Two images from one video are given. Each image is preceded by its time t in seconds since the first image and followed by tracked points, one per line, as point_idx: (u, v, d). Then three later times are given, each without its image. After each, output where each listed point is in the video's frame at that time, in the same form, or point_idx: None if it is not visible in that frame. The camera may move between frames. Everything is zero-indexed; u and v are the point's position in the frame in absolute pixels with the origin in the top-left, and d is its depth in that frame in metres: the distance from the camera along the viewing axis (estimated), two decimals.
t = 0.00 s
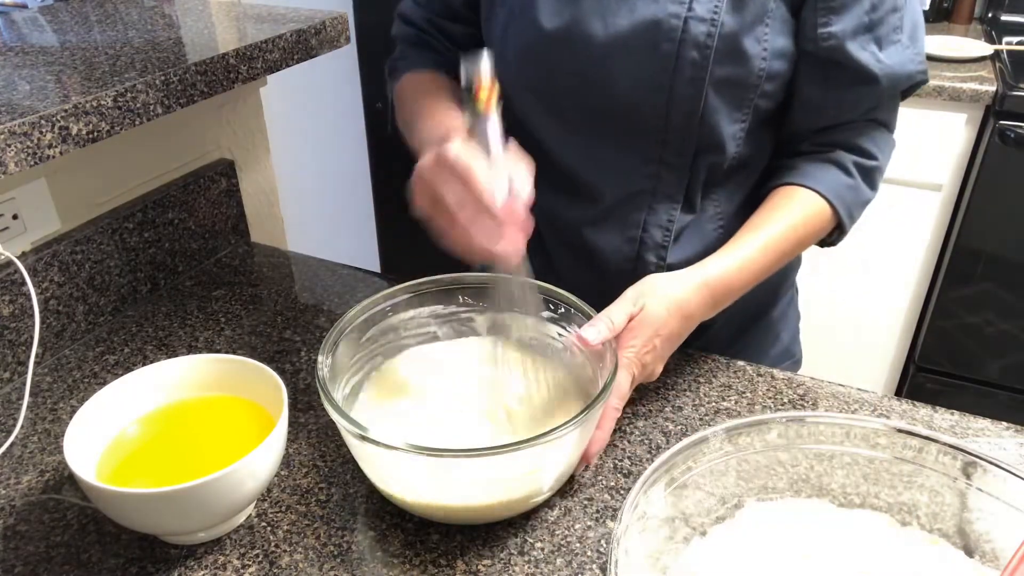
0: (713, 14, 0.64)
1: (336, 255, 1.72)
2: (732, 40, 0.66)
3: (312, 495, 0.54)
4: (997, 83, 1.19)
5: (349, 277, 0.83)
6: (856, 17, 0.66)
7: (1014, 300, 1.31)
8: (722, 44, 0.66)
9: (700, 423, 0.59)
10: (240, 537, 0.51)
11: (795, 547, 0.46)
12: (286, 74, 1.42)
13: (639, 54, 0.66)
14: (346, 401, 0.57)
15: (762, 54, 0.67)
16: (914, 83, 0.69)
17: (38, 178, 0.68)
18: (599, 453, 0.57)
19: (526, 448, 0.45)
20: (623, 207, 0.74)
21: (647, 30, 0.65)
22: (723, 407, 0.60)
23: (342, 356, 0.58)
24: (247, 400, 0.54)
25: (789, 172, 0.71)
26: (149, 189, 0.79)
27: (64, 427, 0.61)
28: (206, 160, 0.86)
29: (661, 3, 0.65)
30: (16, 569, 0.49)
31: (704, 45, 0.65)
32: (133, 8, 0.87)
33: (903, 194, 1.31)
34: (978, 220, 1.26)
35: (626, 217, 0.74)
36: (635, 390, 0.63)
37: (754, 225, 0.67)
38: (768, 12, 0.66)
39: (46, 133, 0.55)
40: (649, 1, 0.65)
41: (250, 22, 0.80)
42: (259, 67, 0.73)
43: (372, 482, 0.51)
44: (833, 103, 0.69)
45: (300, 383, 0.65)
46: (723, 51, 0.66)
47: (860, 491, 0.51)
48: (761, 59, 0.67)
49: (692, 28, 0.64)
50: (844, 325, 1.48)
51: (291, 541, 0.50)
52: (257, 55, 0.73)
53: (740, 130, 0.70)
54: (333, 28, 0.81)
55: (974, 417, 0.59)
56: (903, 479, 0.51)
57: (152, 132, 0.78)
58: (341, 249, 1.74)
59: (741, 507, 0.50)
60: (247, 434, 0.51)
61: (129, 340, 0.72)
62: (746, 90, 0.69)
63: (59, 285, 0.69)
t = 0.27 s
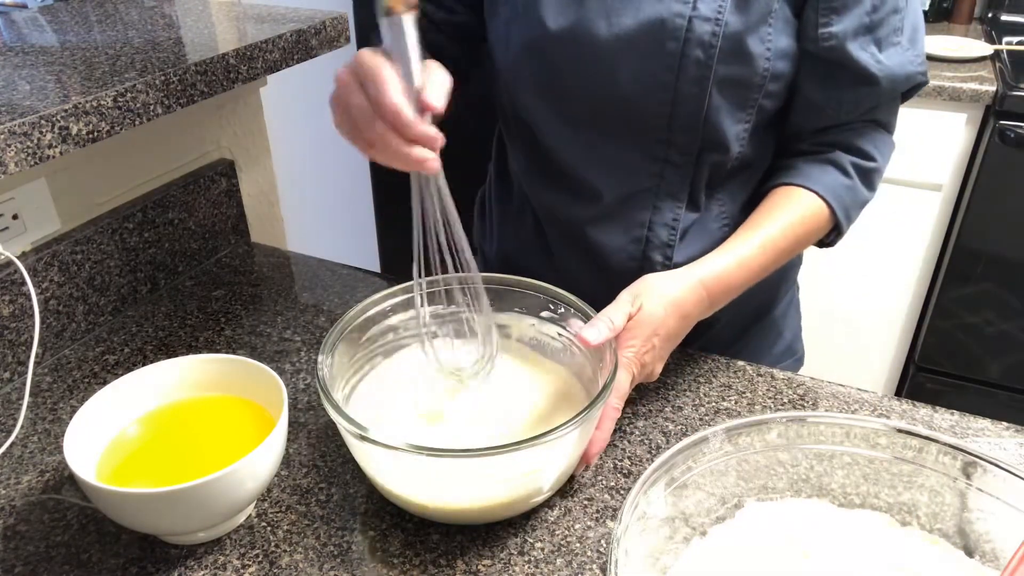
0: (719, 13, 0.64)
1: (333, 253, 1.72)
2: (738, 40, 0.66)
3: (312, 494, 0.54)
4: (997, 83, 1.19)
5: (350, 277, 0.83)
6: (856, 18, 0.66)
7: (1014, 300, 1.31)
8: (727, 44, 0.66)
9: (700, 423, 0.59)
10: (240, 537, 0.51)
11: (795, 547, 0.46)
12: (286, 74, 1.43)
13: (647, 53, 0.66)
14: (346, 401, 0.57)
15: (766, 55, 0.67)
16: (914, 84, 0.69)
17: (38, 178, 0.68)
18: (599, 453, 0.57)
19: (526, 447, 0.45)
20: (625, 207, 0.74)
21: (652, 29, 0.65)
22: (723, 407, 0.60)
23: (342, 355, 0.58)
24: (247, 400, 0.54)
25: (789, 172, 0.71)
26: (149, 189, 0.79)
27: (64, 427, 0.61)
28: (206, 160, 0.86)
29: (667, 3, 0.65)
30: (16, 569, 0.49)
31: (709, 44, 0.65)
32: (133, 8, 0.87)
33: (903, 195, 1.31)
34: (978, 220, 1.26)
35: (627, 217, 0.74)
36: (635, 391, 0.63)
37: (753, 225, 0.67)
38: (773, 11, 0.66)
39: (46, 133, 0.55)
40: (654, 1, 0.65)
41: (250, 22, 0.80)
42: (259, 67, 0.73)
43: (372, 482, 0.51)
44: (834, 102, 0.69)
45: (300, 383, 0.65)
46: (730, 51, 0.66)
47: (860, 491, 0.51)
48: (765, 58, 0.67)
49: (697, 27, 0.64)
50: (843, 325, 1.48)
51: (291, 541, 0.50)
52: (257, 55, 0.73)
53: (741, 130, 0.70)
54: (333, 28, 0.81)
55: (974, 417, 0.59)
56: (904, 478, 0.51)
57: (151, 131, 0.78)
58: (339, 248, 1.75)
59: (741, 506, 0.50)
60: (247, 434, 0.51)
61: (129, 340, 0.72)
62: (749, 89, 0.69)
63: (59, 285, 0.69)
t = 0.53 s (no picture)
0: (721, 12, 0.64)
1: (332, 253, 1.72)
2: (739, 39, 0.66)
3: (312, 494, 0.54)
4: (997, 83, 1.19)
5: (350, 277, 0.83)
6: (860, 19, 0.66)
7: (1014, 300, 1.31)
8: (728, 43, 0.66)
9: (700, 423, 0.59)
10: (240, 537, 0.51)
11: (795, 547, 0.46)
12: (285, 73, 1.43)
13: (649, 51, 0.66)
14: (346, 401, 0.57)
15: (768, 54, 0.67)
16: (917, 86, 0.69)
17: (38, 178, 0.68)
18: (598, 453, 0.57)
19: (526, 447, 0.45)
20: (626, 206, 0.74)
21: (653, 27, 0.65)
22: (723, 407, 0.60)
23: (342, 355, 0.58)
24: (247, 400, 0.54)
25: (790, 173, 0.71)
26: (148, 189, 0.79)
27: (64, 427, 0.61)
28: (206, 160, 0.86)
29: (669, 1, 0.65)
30: (16, 569, 0.49)
31: (710, 43, 0.65)
32: (133, 8, 0.87)
33: (903, 195, 1.31)
34: (979, 220, 1.26)
35: (627, 217, 0.74)
36: (635, 391, 0.63)
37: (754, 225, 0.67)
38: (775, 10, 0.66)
39: (46, 133, 0.55)
40: None
41: (250, 22, 0.80)
42: (259, 67, 0.73)
43: (372, 482, 0.51)
44: (835, 103, 0.69)
45: (300, 383, 0.65)
46: (732, 50, 0.66)
47: (860, 491, 0.51)
48: (766, 58, 0.67)
49: (699, 26, 0.64)
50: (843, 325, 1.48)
51: (291, 541, 0.50)
52: (257, 55, 0.73)
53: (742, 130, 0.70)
54: (333, 28, 0.81)
55: (974, 417, 0.59)
56: (904, 478, 0.51)
57: (151, 131, 0.78)
58: (339, 248, 1.75)
59: (741, 506, 0.50)
60: (247, 434, 0.51)
61: (129, 340, 0.72)
62: (750, 89, 0.69)
63: (59, 285, 0.69)
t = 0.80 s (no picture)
0: (726, 12, 0.64)
1: (332, 253, 1.72)
2: (743, 40, 0.65)
3: (311, 494, 0.54)
4: (997, 83, 1.19)
5: (349, 277, 0.83)
6: (862, 21, 0.66)
7: (1014, 300, 1.31)
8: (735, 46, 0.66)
9: (700, 423, 0.59)
10: (240, 537, 0.51)
11: (795, 547, 0.46)
12: (286, 73, 1.43)
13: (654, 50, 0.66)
14: (346, 401, 0.57)
15: (772, 55, 0.67)
16: (918, 88, 0.69)
17: (38, 178, 0.68)
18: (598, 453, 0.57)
19: (527, 447, 0.45)
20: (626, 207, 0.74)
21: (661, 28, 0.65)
22: (723, 407, 0.60)
23: (342, 355, 0.58)
24: (247, 400, 0.54)
25: (790, 173, 0.71)
26: (148, 188, 0.79)
27: (64, 427, 0.61)
28: (206, 160, 0.86)
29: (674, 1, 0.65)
30: (16, 569, 0.49)
31: (715, 43, 0.65)
32: (132, 8, 0.87)
33: (904, 195, 1.31)
34: (979, 220, 1.26)
35: (628, 217, 0.74)
36: (635, 391, 0.63)
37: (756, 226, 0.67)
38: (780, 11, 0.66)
39: (46, 133, 0.55)
40: None
41: (250, 22, 0.80)
42: (259, 67, 0.73)
43: (372, 482, 0.51)
44: (837, 103, 0.69)
45: (300, 383, 0.65)
46: (736, 51, 0.66)
47: (860, 491, 0.51)
48: (770, 59, 0.67)
49: (704, 26, 0.64)
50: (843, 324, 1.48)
51: (291, 541, 0.50)
52: (257, 55, 0.73)
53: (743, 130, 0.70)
54: (333, 28, 0.81)
55: (974, 417, 0.59)
56: (904, 478, 0.51)
57: (151, 131, 0.78)
58: (339, 248, 1.75)
59: (741, 506, 0.50)
60: (247, 434, 0.51)
61: (129, 340, 0.72)
62: (754, 89, 0.69)
63: (59, 285, 0.69)
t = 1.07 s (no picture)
0: (727, 12, 0.64)
1: (333, 253, 1.72)
2: (744, 40, 0.65)
3: (311, 494, 0.54)
4: (998, 83, 1.19)
5: (350, 277, 0.83)
6: (865, 21, 0.65)
7: (1014, 300, 1.31)
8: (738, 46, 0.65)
9: (700, 423, 0.59)
10: (240, 537, 0.51)
11: (795, 547, 0.46)
12: (286, 72, 1.43)
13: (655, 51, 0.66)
14: (346, 402, 0.57)
15: (773, 56, 0.67)
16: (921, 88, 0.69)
17: (38, 178, 0.68)
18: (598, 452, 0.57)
19: (527, 446, 0.45)
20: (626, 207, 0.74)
21: (662, 28, 0.65)
22: (723, 407, 0.60)
23: (342, 355, 0.58)
24: (247, 400, 0.54)
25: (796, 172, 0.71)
26: (148, 188, 0.79)
27: (64, 427, 0.61)
28: (206, 160, 0.86)
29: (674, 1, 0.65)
30: (16, 570, 0.49)
31: (715, 43, 0.65)
32: (133, 8, 0.87)
33: (904, 195, 1.31)
34: (979, 220, 1.26)
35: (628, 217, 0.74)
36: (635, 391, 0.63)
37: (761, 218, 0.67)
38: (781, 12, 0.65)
39: (46, 133, 0.55)
40: None
41: (250, 22, 0.80)
42: (259, 67, 0.73)
43: (372, 482, 0.51)
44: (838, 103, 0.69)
45: (300, 383, 0.65)
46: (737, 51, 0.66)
47: (860, 491, 0.51)
48: (772, 59, 0.67)
49: (705, 26, 0.64)
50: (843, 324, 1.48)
51: (291, 541, 0.50)
52: (257, 55, 0.73)
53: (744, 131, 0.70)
54: (333, 28, 0.81)
55: (974, 417, 0.59)
56: (904, 478, 0.51)
57: (151, 131, 0.78)
58: (339, 248, 1.75)
59: (741, 506, 0.50)
60: (248, 434, 0.51)
61: (129, 340, 0.72)
62: (755, 90, 0.68)
63: (59, 285, 0.69)
